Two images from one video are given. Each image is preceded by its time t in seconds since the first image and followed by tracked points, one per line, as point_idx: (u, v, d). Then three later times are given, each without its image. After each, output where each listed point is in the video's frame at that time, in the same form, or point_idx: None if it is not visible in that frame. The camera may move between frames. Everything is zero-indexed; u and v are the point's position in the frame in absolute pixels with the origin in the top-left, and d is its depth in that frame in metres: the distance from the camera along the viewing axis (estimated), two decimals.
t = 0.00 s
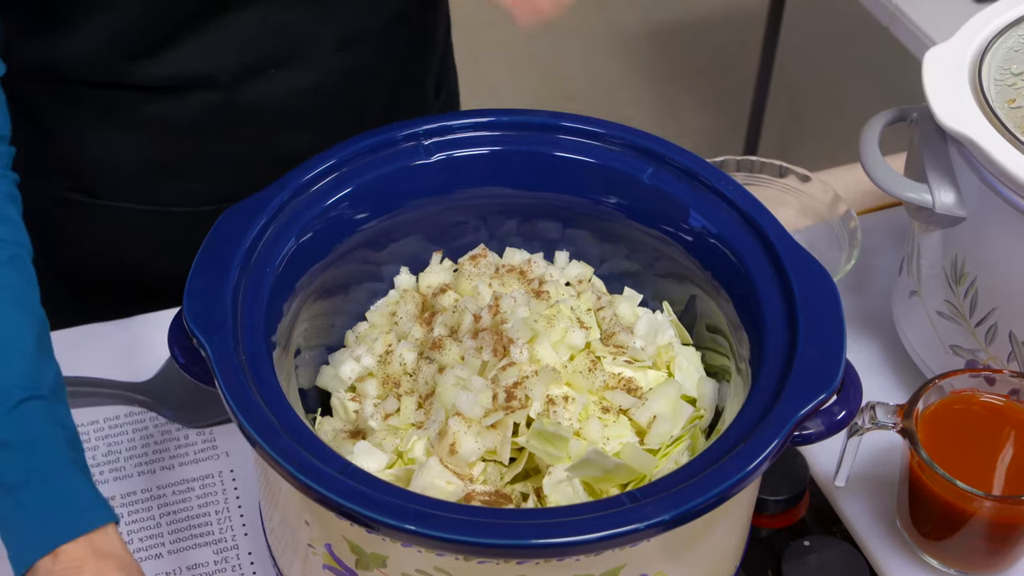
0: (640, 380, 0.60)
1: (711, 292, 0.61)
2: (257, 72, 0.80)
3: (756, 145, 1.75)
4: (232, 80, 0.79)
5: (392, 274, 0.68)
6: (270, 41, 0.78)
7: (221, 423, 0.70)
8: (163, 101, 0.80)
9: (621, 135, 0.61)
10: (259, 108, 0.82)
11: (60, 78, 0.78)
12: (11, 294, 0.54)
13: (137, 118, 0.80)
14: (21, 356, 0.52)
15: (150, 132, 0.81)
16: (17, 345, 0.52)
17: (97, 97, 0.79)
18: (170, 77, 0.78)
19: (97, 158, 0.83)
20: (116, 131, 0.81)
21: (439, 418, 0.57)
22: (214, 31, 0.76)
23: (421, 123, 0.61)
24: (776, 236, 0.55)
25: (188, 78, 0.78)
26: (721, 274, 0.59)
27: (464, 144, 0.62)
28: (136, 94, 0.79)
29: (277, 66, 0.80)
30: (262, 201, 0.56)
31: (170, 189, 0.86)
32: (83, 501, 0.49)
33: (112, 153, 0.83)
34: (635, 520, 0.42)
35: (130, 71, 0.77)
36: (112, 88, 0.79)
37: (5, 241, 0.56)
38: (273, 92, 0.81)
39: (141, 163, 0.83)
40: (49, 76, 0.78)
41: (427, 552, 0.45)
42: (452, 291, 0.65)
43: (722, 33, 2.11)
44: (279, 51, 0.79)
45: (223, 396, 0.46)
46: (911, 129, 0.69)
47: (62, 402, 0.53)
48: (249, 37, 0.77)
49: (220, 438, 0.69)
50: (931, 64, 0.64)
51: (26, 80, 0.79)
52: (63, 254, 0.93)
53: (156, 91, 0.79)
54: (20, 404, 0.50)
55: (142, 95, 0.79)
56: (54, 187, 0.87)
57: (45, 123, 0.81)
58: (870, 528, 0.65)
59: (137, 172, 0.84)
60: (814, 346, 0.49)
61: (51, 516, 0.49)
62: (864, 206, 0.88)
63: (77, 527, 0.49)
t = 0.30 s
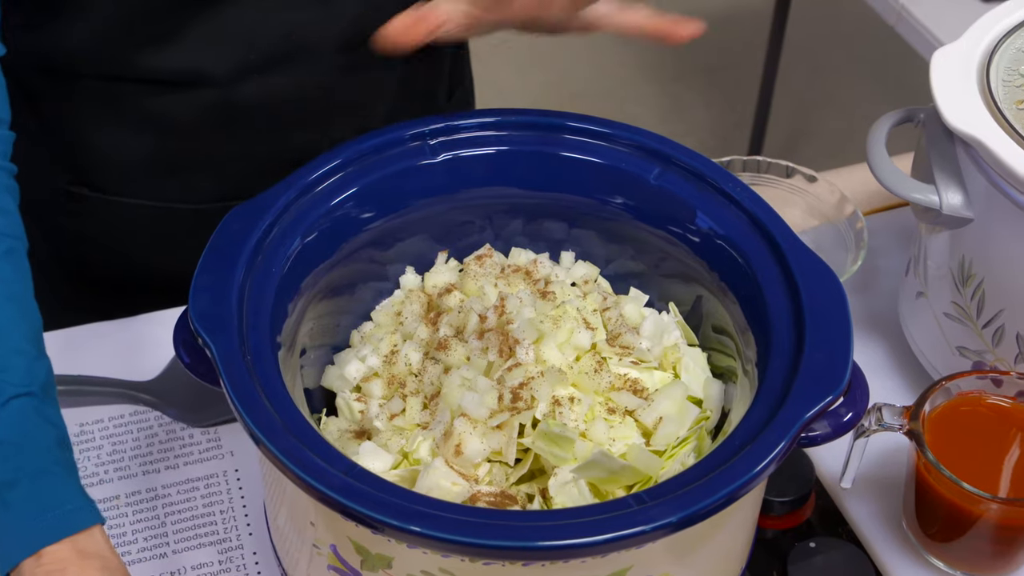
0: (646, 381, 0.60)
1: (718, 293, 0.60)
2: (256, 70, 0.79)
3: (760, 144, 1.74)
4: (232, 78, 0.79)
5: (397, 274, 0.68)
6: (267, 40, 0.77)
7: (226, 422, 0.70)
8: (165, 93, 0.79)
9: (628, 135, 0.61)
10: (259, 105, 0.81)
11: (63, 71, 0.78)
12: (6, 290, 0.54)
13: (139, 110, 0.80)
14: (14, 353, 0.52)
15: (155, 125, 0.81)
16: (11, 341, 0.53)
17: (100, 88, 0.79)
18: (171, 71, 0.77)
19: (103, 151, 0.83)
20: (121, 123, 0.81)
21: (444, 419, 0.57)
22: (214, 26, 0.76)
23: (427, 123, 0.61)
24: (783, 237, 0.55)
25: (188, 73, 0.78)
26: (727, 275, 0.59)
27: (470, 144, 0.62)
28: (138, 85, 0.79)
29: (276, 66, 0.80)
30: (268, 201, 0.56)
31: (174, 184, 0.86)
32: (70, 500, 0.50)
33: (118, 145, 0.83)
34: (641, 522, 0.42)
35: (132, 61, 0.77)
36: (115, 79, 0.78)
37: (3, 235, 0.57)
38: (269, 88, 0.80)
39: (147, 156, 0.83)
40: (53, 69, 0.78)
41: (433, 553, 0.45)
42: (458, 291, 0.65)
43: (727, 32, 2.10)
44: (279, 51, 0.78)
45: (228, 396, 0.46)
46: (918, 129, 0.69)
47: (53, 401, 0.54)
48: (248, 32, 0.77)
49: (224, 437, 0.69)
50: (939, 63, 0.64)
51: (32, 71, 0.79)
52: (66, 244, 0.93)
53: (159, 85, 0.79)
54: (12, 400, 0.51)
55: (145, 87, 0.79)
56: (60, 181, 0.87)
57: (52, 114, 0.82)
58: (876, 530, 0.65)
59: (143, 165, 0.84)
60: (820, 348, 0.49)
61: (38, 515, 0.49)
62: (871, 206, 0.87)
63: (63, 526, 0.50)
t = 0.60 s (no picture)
0: (653, 383, 0.60)
1: (724, 294, 0.60)
2: (273, 64, 0.79)
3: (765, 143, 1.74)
4: (248, 74, 0.79)
5: (403, 275, 0.68)
6: (287, 32, 0.78)
7: (232, 423, 0.70)
8: (179, 91, 0.80)
9: (634, 136, 0.61)
10: (272, 101, 0.81)
11: (74, 73, 0.78)
12: (15, 295, 0.54)
13: (149, 109, 0.80)
14: (24, 358, 0.52)
15: (166, 124, 0.81)
16: (21, 348, 0.53)
17: (111, 88, 0.79)
18: (183, 69, 0.78)
19: (114, 153, 0.83)
20: (133, 124, 0.81)
21: (450, 421, 0.57)
22: (227, 21, 0.76)
23: (433, 123, 0.61)
24: (791, 238, 0.55)
25: (202, 70, 0.78)
26: (734, 276, 0.58)
27: (477, 145, 0.62)
28: (150, 84, 0.79)
29: (292, 59, 0.80)
30: (275, 201, 0.56)
31: (187, 184, 0.86)
32: (81, 507, 0.50)
33: (130, 146, 0.82)
34: (649, 525, 0.42)
35: (145, 59, 0.77)
36: (127, 79, 0.78)
37: (8, 240, 0.56)
38: (283, 84, 0.81)
39: (158, 157, 0.83)
40: (65, 71, 0.78)
41: (440, 556, 0.44)
42: (464, 292, 0.65)
43: (731, 31, 2.10)
44: (294, 44, 0.79)
45: (235, 398, 0.46)
46: (926, 130, 0.68)
47: (63, 407, 0.54)
48: (263, 26, 0.77)
49: (230, 438, 0.69)
50: (946, 63, 0.64)
51: (41, 74, 0.79)
52: (75, 244, 0.93)
53: (170, 83, 0.79)
54: (22, 408, 0.51)
55: (155, 84, 0.79)
56: (73, 183, 0.87)
57: (64, 117, 0.81)
58: (883, 531, 0.65)
59: (155, 165, 0.84)
60: (828, 350, 0.49)
61: (48, 523, 0.49)
62: (877, 207, 0.87)
63: (74, 535, 0.49)
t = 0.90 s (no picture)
0: (655, 384, 0.60)
1: (727, 295, 0.60)
2: (272, 63, 0.79)
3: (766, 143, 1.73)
4: (246, 74, 0.79)
5: (405, 276, 0.68)
6: (286, 32, 0.78)
7: (233, 424, 0.70)
8: (177, 91, 0.79)
9: (636, 136, 0.61)
10: (271, 99, 0.81)
11: (73, 72, 0.78)
12: (18, 301, 0.54)
13: (148, 109, 0.80)
14: (26, 365, 0.52)
15: (166, 124, 0.81)
16: (23, 355, 0.52)
17: (110, 88, 0.78)
18: (182, 69, 0.77)
19: (113, 153, 0.83)
20: (132, 125, 0.81)
21: (452, 422, 0.57)
22: (227, 20, 0.76)
23: (435, 124, 0.61)
24: (794, 239, 0.55)
25: (201, 70, 0.78)
26: (737, 277, 0.58)
27: (479, 145, 0.61)
28: (149, 84, 0.78)
29: (292, 57, 0.80)
30: (277, 202, 0.56)
31: (186, 185, 0.86)
32: (80, 516, 0.50)
33: (128, 146, 0.82)
34: (651, 527, 0.42)
35: (145, 59, 0.76)
36: (127, 79, 0.78)
37: (13, 247, 0.56)
38: (283, 83, 0.81)
39: (157, 157, 0.83)
40: (64, 72, 0.78)
41: (442, 558, 0.44)
42: (466, 293, 0.65)
43: (732, 30, 2.10)
44: (295, 43, 0.79)
45: (236, 399, 0.46)
46: (928, 130, 0.68)
47: (65, 414, 0.54)
48: (261, 26, 0.77)
49: (232, 440, 0.69)
50: (949, 64, 0.64)
51: (41, 72, 0.79)
52: (74, 245, 0.93)
53: (170, 83, 0.79)
54: (22, 416, 0.51)
55: (155, 84, 0.79)
56: (71, 183, 0.87)
57: (64, 118, 0.81)
58: (886, 533, 0.65)
59: (153, 167, 0.84)
60: (829, 351, 0.48)
61: (46, 532, 0.49)
62: (879, 207, 0.87)
63: (73, 544, 0.50)
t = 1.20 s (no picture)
0: (655, 385, 0.60)
1: (727, 295, 0.60)
2: (269, 64, 0.79)
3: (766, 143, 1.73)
4: (245, 74, 0.79)
5: (405, 276, 0.68)
6: (285, 32, 0.77)
7: (233, 425, 0.70)
8: (176, 91, 0.79)
9: (636, 136, 0.61)
10: (268, 99, 0.81)
11: (73, 72, 0.78)
12: (19, 306, 0.54)
13: (147, 109, 0.80)
14: (27, 371, 0.52)
15: (164, 124, 0.81)
16: (24, 360, 0.52)
17: (109, 89, 0.78)
18: (181, 68, 0.77)
19: (112, 152, 0.83)
20: (131, 125, 0.81)
21: (452, 422, 0.57)
22: (226, 20, 0.76)
23: (434, 125, 0.61)
24: (794, 240, 0.55)
25: (199, 70, 0.78)
26: (737, 278, 0.58)
27: (479, 146, 0.61)
28: (147, 84, 0.78)
29: (289, 58, 0.79)
30: (276, 203, 0.56)
31: (183, 186, 0.86)
32: (83, 525, 0.50)
33: (127, 145, 0.82)
34: (651, 527, 0.41)
35: (144, 59, 0.76)
36: (126, 79, 0.78)
37: (14, 251, 0.56)
38: (281, 83, 0.80)
39: (155, 158, 0.83)
40: (63, 71, 0.78)
41: (442, 559, 0.44)
42: (466, 294, 0.65)
43: (732, 30, 2.10)
44: (295, 43, 0.78)
45: (236, 400, 0.45)
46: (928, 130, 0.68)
47: (66, 421, 0.54)
48: (260, 27, 0.76)
49: (232, 441, 0.69)
50: (949, 64, 0.64)
51: (42, 71, 0.79)
52: (74, 244, 0.93)
53: (169, 82, 0.78)
54: (24, 423, 0.51)
55: (154, 84, 0.78)
56: (70, 183, 0.87)
57: (65, 118, 0.82)
58: (886, 533, 0.64)
59: (150, 168, 0.84)
60: (830, 352, 0.48)
61: (49, 539, 0.49)
62: (879, 207, 0.87)
63: (76, 552, 0.50)
